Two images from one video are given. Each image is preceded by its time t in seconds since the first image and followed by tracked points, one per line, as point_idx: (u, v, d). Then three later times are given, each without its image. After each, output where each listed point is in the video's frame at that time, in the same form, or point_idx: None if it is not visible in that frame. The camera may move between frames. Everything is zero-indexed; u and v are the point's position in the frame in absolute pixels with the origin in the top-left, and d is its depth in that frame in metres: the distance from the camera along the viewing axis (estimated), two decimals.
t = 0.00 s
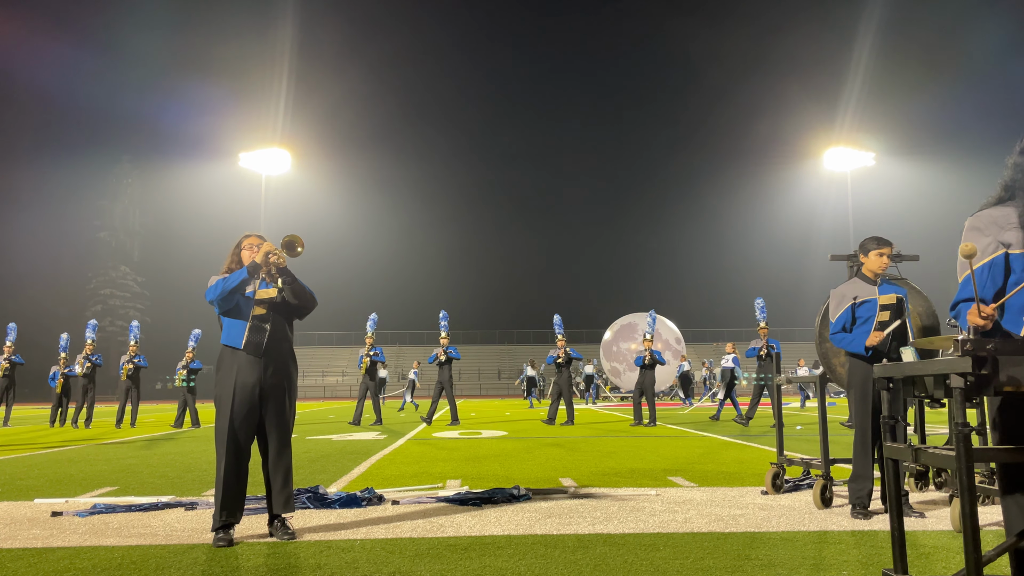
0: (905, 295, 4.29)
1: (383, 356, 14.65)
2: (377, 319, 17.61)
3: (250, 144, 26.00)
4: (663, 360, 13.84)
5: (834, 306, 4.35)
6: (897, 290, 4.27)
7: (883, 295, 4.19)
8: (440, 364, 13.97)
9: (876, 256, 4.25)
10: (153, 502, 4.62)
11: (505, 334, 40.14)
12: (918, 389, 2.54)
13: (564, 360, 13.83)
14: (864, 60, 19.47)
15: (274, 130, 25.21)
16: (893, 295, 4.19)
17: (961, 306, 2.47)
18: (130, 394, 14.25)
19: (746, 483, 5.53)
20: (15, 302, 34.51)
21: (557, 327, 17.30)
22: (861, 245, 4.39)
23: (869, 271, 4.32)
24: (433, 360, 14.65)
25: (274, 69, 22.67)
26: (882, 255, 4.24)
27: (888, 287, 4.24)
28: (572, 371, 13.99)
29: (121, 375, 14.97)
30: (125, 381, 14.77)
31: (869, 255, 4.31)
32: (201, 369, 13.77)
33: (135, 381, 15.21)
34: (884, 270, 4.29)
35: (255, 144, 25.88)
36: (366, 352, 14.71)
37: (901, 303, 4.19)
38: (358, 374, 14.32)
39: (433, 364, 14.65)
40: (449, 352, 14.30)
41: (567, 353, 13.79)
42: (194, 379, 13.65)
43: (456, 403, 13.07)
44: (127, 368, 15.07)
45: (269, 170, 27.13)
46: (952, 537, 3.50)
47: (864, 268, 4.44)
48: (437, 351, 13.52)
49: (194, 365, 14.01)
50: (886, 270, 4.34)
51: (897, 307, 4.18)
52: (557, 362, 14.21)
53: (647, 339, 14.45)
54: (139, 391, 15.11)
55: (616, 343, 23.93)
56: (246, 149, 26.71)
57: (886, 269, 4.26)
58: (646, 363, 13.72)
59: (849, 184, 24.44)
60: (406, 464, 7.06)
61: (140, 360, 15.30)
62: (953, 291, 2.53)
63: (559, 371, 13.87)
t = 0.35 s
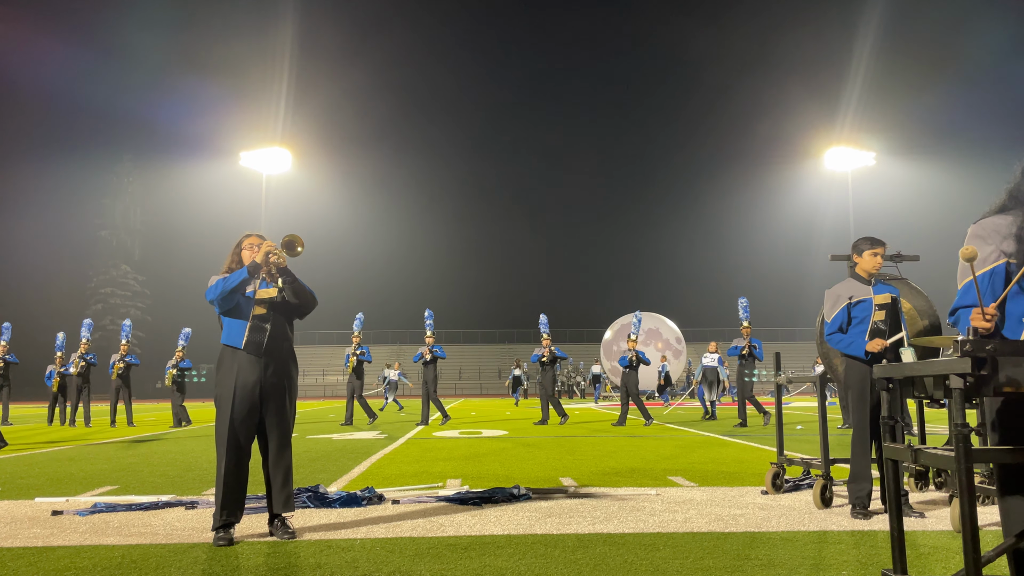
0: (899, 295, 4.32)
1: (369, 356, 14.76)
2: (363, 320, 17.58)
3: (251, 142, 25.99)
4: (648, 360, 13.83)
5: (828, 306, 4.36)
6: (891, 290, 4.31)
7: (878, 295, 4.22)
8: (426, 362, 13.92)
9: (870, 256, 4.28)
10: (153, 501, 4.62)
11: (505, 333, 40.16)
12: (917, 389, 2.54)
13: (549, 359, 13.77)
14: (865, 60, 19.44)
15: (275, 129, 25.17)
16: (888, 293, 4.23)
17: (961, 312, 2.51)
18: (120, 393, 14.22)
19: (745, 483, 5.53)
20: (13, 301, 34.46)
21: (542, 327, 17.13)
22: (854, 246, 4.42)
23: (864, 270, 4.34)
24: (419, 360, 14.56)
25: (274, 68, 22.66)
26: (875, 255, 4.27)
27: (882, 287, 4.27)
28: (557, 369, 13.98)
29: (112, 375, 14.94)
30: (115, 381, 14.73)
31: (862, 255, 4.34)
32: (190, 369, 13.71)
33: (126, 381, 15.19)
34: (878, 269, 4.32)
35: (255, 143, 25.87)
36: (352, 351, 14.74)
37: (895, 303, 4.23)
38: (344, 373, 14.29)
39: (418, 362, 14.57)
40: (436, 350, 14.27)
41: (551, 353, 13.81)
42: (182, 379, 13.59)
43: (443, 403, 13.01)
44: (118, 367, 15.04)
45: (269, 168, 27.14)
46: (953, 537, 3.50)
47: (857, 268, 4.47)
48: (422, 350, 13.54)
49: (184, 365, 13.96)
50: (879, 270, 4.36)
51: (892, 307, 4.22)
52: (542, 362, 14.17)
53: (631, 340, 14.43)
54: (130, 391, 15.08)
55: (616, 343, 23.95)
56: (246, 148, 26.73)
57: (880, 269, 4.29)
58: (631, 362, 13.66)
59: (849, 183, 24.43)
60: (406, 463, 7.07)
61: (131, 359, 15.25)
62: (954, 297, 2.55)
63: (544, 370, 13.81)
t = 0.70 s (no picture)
0: (894, 293, 4.35)
1: (358, 354, 14.75)
2: (352, 317, 17.52)
3: (251, 140, 25.97)
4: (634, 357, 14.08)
5: (825, 305, 4.37)
6: (886, 288, 4.33)
7: (874, 294, 4.24)
8: (415, 361, 13.91)
9: (865, 255, 4.30)
10: (155, 499, 4.63)
11: (505, 332, 40.16)
12: (919, 389, 2.53)
13: (536, 358, 13.75)
14: (866, 58, 19.39)
15: (275, 126, 25.14)
16: (883, 293, 4.26)
17: (967, 316, 2.52)
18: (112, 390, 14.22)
19: (746, 481, 5.54)
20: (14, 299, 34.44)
21: (530, 327, 17.09)
22: (849, 245, 4.45)
23: (859, 269, 4.35)
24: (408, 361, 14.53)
25: (275, 66, 22.63)
26: (871, 254, 4.30)
27: (877, 285, 4.29)
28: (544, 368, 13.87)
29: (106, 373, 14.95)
30: (108, 380, 14.71)
31: (858, 254, 4.36)
32: (182, 367, 13.67)
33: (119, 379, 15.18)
34: (873, 268, 4.33)
35: (256, 140, 25.84)
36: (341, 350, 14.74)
37: (891, 302, 4.25)
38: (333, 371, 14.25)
39: (406, 361, 14.54)
40: (424, 349, 14.25)
41: (539, 352, 13.76)
42: (173, 377, 13.54)
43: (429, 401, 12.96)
44: (112, 365, 15.05)
45: (270, 166, 27.12)
46: (954, 536, 3.49)
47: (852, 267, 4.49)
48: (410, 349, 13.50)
49: (176, 364, 13.92)
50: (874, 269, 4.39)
51: (887, 305, 4.25)
52: (528, 360, 14.16)
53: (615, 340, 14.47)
54: (123, 389, 15.06)
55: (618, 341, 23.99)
56: (246, 146, 26.71)
57: (875, 267, 4.31)
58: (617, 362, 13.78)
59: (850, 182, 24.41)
60: (406, 462, 7.07)
61: (124, 357, 15.23)
62: (960, 300, 2.57)
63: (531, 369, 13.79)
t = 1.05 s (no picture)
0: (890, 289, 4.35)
1: (347, 351, 14.73)
2: (343, 314, 17.48)
3: (252, 138, 25.96)
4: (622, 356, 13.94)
5: (823, 303, 4.34)
6: (882, 284, 4.33)
7: (872, 291, 4.23)
8: (403, 359, 13.86)
9: (863, 252, 4.26)
10: (155, 496, 4.63)
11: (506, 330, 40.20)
12: (921, 385, 2.53)
13: (523, 355, 13.72)
14: (868, 56, 19.36)
15: (276, 125, 25.12)
16: (880, 290, 4.25)
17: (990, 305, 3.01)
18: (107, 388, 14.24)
19: (747, 478, 5.54)
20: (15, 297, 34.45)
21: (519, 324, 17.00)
22: (846, 241, 4.40)
23: (856, 266, 4.32)
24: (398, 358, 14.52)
25: (276, 64, 22.63)
26: (868, 251, 4.26)
27: (874, 282, 4.28)
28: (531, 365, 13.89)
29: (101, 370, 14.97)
30: (104, 377, 14.73)
31: (854, 251, 4.32)
32: (173, 365, 13.63)
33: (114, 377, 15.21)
34: (871, 265, 4.31)
35: (256, 138, 25.83)
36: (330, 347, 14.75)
37: (887, 299, 4.26)
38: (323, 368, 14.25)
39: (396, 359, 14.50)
40: (413, 346, 14.23)
41: (526, 349, 13.73)
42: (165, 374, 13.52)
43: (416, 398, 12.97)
44: (107, 362, 15.07)
45: (271, 164, 27.12)
46: (955, 533, 3.49)
47: (849, 262, 4.46)
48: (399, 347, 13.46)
49: (167, 362, 13.89)
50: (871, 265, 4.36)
51: (884, 302, 4.26)
52: (515, 357, 14.12)
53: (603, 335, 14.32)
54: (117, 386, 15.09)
55: (619, 338, 24.06)
56: (247, 144, 26.70)
57: (873, 264, 4.28)
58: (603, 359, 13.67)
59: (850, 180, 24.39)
60: (407, 459, 7.07)
61: (120, 355, 15.24)
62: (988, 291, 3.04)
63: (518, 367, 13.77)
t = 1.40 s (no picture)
0: (886, 287, 4.36)
1: (337, 349, 14.74)
2: (332, 311, 17.45)
3: (252, 136, 25.98)
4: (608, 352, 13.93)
5: (822, 301, 4.33)
6: (879, 281, 4.34)
7: (870, 289, 4.23)
8: (392, 357, 13.85)
9: (861, 249, 4.27)
10: (157, 494, 4.64)
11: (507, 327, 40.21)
12: (922, 381, 2.53)
13: (511, 352, 13.70)
14: (868, 53, 19.36)
15: (277, 123, 25.17)
16: (878, 287, 4.26)
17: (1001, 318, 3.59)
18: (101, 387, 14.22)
19: (748, 475, 5.54)
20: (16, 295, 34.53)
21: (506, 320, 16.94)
22: (844, 238, 4.42)
23: (854, 263, 4.34)
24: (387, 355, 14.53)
25: (276, 63, 22.65)
26: (867, 248, 4.27)
27: (872, 279, 4.29)
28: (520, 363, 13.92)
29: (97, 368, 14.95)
30: (100, 375, 14.73)
31: (852, 248, 4.34)
32: (165, 363, 13.67)
33: (110, 375, 15.22)
34: (868, 262, 4.32)
35: (257, 136, 25.85)
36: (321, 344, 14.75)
37: (885, 296, 4.27)
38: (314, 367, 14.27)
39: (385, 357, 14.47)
40: (403, 344, 14.17)
41: (514, 346, 13.70)
42: (157, 372, 13.49)
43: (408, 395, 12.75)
44: (103, 360, 15.05)
45: (271, 162, 27.13)
46: (956, 529, 3.49)
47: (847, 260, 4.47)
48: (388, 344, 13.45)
49: (159, 359, 13.90)
50: (869, 262, 4.37)
51: (882, 299, 4.26)
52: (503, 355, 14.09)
53: (591, 331, 14.27)
54: (113, 383, 15.05)
55: (620, 335, 24.11)
56: (247, 142, 26.74)
57: (870, 262, 4.30)
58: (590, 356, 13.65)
59: (851, 177, 24.40)
60: (409, 456, 7.07)
61: (115, 353, 15.23)
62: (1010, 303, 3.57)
63: (506, 364, 13.75)
